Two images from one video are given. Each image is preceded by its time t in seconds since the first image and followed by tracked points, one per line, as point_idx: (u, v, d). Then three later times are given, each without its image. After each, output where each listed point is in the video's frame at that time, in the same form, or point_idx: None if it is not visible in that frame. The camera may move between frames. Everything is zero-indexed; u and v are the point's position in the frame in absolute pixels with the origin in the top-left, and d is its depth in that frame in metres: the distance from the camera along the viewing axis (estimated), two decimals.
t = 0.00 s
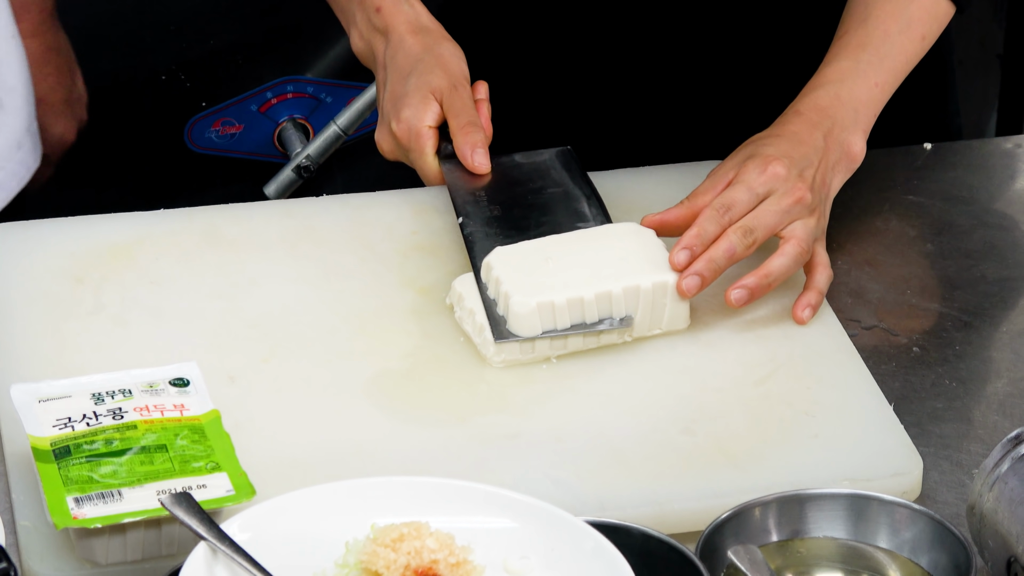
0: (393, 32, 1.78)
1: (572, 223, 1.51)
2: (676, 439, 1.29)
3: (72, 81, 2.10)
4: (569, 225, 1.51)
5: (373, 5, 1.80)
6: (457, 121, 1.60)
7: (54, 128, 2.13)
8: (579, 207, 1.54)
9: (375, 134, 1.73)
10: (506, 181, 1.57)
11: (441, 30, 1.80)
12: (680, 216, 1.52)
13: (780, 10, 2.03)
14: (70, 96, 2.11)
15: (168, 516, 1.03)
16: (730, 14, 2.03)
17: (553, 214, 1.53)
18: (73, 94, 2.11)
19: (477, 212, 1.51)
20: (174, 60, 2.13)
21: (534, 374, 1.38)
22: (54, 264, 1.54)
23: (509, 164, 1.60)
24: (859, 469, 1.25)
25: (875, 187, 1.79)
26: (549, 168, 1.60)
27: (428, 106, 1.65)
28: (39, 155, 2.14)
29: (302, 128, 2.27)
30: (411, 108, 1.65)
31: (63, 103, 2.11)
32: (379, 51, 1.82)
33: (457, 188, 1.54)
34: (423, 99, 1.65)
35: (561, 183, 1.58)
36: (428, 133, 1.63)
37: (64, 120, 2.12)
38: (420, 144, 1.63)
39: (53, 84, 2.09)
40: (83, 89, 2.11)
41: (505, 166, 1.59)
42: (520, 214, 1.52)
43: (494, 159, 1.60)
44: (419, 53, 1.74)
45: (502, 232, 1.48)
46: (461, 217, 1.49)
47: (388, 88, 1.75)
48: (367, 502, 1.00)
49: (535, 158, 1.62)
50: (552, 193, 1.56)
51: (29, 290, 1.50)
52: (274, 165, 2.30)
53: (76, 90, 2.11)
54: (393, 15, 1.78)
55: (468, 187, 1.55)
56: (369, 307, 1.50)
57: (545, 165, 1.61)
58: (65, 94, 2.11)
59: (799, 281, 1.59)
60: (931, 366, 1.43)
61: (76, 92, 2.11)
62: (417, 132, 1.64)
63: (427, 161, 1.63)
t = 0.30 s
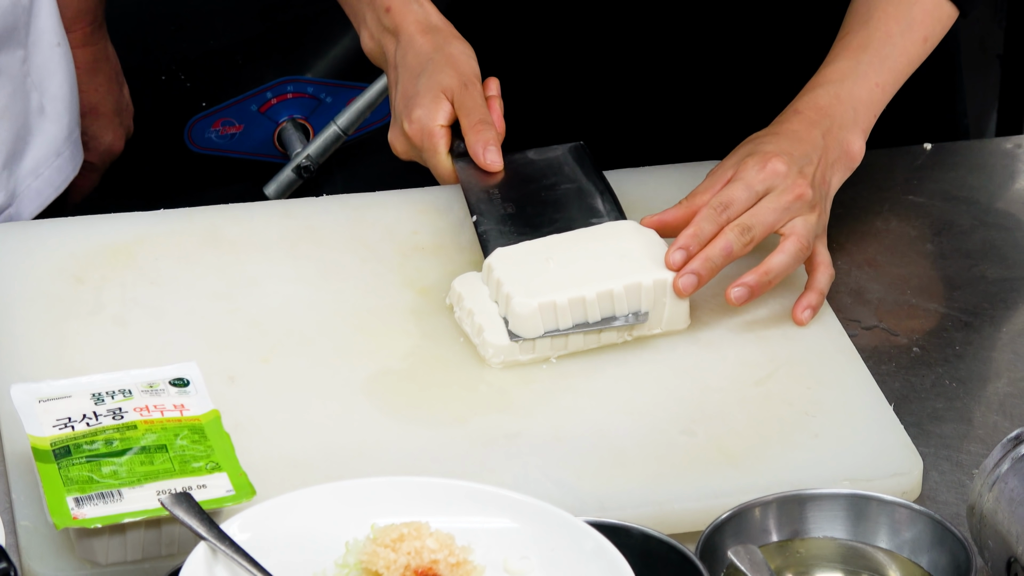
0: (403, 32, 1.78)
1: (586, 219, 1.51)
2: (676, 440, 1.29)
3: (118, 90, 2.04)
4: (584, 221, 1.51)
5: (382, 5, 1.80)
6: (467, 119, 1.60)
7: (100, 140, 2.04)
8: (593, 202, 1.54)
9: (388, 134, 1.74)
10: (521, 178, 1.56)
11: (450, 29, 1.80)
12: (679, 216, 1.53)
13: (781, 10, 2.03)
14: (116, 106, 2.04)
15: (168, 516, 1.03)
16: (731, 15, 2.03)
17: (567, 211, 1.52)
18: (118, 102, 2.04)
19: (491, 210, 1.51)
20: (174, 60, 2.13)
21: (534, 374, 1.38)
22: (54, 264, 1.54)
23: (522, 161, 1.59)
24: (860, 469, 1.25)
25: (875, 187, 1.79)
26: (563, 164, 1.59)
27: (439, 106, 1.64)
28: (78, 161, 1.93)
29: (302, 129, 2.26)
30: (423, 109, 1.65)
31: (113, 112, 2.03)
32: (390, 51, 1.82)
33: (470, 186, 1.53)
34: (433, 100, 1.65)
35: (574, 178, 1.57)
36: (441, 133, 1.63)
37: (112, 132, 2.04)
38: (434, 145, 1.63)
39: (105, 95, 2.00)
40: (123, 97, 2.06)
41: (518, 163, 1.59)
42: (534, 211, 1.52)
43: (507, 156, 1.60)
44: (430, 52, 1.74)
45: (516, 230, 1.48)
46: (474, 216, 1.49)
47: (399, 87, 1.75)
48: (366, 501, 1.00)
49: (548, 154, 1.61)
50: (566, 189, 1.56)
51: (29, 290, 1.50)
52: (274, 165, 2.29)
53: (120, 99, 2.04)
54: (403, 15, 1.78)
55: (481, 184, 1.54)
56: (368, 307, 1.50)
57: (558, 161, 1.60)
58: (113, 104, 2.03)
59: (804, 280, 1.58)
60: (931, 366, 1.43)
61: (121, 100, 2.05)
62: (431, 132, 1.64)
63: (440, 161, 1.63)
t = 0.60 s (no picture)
0: (417, 30, 1.78)
1: (610, 213, 1.53)
2: (676, 440, 1.29)
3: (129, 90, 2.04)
4: (609, 216, 1.52)
5: (395, 3, 1.80)
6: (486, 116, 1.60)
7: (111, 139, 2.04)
8: (616, 196, 1.55)
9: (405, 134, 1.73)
10: (542, 175, 1.57)
11: (463, 26, 1.80)
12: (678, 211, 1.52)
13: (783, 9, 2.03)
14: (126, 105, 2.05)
15: (168, 516, 1.03)
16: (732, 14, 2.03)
17: (588, 207, 1.53)
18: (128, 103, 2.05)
19: (514, 205, 1.53)
20: (174, 60, 2.13)
21: (535, 374, 1.38)
22: (55, 263, 1.55)
23: (541, 157, 1.60)
24: (860, 469, 1.25)
25: (876, 187, 1.79)
26: (582, 160, 1.60)
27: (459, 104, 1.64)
28: (84, 161, 1.93)
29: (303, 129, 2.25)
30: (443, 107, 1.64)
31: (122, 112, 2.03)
32: (403, 49, 1.81)
33: (491, 183, 1.55)
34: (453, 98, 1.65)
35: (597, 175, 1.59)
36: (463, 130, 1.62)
37: (121, 131, 2.04)
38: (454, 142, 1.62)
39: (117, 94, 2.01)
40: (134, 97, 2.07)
41: (539, 159, 1.59)
42: (558, 206, 1.53)
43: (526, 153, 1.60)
44: (445, 50, 1.74)
45: (540, 225, 1.49)
46: (499, 212, 1.50)
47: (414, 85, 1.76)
48: (365, 501, 1.00)
49: (567, 151, 1.62)
50: (588, 184, 1.57)
51: (29, 290, 1.50)
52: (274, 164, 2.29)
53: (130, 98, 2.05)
54: (416, 14, 1.78)
55: (501, 181, 1.55)
56: (369, 306, 1.50)
57: (577, 157, 1.61)
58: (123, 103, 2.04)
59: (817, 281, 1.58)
60: (931, 366, 1.43)
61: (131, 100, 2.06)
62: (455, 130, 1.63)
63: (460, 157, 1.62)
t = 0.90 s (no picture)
0: (407, 16, 1.75)
1: (619, 190, 1.58)
2: (676, 440, 1.29)
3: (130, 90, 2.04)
4: (619, 194, 1.57)
5: None
6: (485, 101, 1.60)
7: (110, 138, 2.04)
8: (625, 173, 1.60)
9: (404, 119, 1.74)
10: (544, 155, 1.59)
11: (453, 10, 1.78)
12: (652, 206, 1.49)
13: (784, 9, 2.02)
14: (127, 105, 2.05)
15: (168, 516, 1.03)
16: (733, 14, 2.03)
17: (598, 187, 1.58)
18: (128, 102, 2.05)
19: (524, 187, 1.56)
20: (174, 60, 2.15)
21: (535, 374, 1.38)
22: (54, 263, 1.55)
23: (544, 138, 1.63)
24: (860, 469, 1.25)
25: (876, 187, 1.79)
26: (584, 139, 1.63)
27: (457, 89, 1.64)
28: (86, 159, 1.93)
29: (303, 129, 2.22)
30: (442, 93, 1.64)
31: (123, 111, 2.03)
32: (393, 35, 1.79)
33: (497, 165, 1.57)
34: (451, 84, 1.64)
35: (600, 152, 1.61)
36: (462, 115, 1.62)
37: (121, 130, 2.04)
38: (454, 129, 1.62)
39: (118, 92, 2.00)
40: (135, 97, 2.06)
41: (542, 139, 1.62)
42: (567, 186, 1.57)
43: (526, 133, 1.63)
44: (437, 35, 1.73)
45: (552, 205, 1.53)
46: (510, 194, 1.54)
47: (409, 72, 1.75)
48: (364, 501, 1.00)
49: (568, 129, 1.65)
50: (594, 162, 1.60)
51: (30, 290, 1.50)
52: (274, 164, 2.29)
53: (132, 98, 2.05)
54: None
55: (505, 162, 1.58)
56: (368, 306, 1.50)
57: (579, 136, 1.64)
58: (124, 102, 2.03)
59: (815, 281, 1.58)
60: (931, 366, 1.43)
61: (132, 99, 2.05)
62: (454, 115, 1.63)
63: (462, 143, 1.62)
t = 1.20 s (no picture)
0: None
1: (618, 147, 1.62)
2: (675, 440, 1.29)
3: (130, 89, 2.04)
4: (619, 151, 1.62)
5: None
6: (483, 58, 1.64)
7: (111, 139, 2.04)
8: (623, 130, 1.65)
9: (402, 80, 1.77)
10: (544, 109, 1.66)
11: None
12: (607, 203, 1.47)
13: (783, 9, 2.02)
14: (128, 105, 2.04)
15: (168, 516, 1.03)
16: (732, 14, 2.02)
17: (599, 141, 1.62)
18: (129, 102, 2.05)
19: (525, 147, 1.58)
20: (174, 60, 2.13)
21: (534, 375, 1.38)
22: (54, 264, 1.55)
23: (541, 95, 1.68)
24: (860, 470, 1.25)
25: (875, 187, 1.79)
26: (579, 97, 1.69)
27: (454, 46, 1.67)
28: (86, 157, 1.94)
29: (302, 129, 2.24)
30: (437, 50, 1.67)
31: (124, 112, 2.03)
32: None
33: (496, 122, 1.60)
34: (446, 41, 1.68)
35: (597, 109, 1.68)
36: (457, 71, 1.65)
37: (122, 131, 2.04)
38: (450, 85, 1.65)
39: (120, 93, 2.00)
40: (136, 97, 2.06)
41: (538, 96, 1.67)
42: (568, 144, 1.60)
43: (526, 88, 1.68)
44: None
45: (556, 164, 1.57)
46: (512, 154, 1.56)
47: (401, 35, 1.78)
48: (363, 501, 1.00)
49: (564, 86, 1.71)
50: (591, 121, 1.66)
51: (29, 290, 1.50)
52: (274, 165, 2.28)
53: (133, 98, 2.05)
54: None
55: (506, 118, 1.61)
56: (369, 306, 1.50)
57: (575, 94, 1.70)
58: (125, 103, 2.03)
59: (814, 281, 1.58)
60: (931, 366, 1.43)
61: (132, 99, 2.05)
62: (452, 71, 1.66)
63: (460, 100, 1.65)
